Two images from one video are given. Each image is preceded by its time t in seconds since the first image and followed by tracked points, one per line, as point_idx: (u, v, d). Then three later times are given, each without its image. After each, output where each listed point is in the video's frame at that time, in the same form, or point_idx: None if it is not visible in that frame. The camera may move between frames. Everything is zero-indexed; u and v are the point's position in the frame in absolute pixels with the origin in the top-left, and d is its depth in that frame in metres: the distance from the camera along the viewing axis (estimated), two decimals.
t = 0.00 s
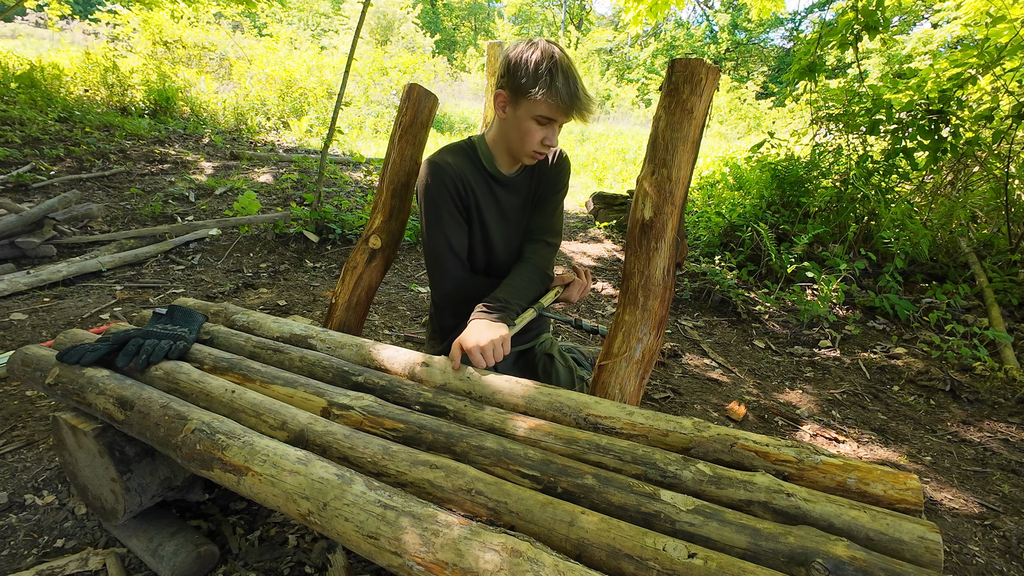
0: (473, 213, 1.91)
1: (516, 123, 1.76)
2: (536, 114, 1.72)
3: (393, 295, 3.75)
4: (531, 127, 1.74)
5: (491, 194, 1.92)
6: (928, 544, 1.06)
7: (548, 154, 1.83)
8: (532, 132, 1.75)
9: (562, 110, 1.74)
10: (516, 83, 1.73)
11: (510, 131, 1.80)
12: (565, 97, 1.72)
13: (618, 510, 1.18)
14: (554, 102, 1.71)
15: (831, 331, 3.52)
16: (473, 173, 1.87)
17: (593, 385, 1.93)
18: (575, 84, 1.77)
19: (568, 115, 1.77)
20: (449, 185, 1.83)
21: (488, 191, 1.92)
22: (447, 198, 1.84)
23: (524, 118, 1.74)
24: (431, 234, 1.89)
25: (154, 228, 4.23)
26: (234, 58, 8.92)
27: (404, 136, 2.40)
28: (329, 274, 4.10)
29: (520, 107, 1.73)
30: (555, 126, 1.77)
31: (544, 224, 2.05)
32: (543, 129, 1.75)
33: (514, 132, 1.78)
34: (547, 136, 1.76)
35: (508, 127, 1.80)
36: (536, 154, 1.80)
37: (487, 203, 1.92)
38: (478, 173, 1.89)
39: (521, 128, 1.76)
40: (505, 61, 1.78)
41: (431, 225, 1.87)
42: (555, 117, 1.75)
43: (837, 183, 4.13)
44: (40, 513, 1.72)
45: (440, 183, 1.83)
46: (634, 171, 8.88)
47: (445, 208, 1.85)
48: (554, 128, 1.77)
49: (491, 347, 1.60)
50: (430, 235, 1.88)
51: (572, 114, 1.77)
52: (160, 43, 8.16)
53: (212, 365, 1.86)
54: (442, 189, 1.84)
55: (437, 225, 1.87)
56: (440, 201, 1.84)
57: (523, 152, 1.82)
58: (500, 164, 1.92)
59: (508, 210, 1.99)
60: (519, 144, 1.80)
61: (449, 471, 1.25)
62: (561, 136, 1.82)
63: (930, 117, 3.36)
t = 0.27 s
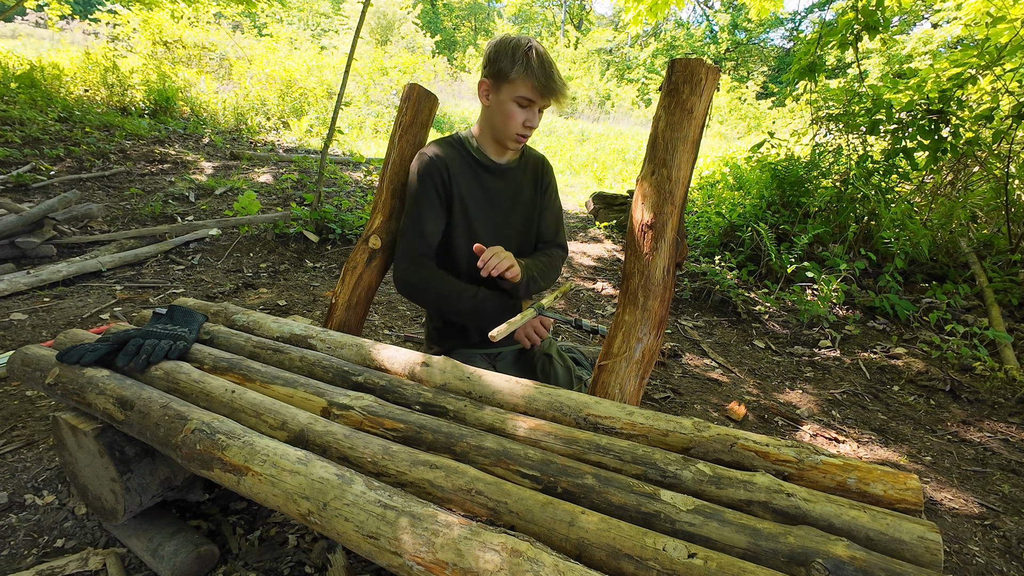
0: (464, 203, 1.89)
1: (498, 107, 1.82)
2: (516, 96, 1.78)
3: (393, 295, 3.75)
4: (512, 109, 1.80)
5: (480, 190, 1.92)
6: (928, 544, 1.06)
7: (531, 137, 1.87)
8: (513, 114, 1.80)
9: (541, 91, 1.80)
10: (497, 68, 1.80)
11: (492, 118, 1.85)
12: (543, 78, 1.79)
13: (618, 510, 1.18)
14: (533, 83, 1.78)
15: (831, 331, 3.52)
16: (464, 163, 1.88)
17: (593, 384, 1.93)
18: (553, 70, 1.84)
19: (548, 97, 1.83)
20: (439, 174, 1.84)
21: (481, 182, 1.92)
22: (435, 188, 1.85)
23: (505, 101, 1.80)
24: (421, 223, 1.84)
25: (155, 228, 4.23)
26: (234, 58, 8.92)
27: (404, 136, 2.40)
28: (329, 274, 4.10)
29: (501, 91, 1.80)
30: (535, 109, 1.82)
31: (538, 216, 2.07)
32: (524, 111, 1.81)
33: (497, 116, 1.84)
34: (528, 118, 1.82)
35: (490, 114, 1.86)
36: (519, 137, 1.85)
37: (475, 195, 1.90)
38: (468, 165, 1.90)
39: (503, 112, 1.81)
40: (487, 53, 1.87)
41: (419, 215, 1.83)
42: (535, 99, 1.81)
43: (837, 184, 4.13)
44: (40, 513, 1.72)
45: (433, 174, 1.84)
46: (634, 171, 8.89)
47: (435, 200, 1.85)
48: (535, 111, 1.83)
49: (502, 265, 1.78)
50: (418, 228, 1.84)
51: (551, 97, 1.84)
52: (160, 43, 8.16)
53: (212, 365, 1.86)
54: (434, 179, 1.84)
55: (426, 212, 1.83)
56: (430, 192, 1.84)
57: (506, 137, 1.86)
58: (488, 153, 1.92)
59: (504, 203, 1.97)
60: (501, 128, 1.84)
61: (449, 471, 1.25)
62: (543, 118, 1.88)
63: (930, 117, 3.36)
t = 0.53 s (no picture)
0: (460, 195, 1.85)
1: (498, 107, 1.84)
2: (516, 95, 1.79)
3: (393, 295, 3.75)
4: (512, 109, 1.81)
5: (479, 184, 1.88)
6: (928, 544, 1.06)
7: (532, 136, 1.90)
8: (513, 114, 1.82)
9: (540, 91, 1.81)
10: (497, 69, 1.82)
11: (492, 118, 1.88)
12: (542, 79, 1.79)
13: (618, 510, 1.18)
14: (532, 83, 1.78)
15: (831, 331, 3.52)
16: (467, 153, 1.86)
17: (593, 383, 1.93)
18: (553, 68, 1.84)
19: (547, 97, 1.83)
20: (442, 159, 1.79)
21: (482, 174, 1.88)
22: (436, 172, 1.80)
23: (505, 101, 1.81)
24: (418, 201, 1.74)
25: (155, 228, 4.23)
26: (234, 58, 8.92)
27: (404, 136, 2.40)
28: (329, 274, 4.10)
29: (501, 91, 1.81)
30: (535, 108, 1.83)
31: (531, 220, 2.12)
32: (524, 110, 1.82)
33: (496, 116, 1.86)
34: (527, 118, 1.84)
35: (491, 113, 1.87)
36: (520, 137, 1.88)
37: (476, 186, 1.87)
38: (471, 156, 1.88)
39: (503, 112, 1.83)
40: (487, 53, 1.88)
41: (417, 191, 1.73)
42: (535, 100, 1.82)
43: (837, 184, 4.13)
44: (39, 513, 1.72)
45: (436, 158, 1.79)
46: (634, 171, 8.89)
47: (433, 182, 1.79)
48: (534, 110, 1.84)
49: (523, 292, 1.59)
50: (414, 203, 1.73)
51: (550, 97, 1.84)
52: (160, 43, 8.16)
53: (212, 365, 1.86)
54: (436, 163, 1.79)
55: (424, 193, 1.76)
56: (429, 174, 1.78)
57: (507, 135, 1.88)
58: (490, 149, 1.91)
59: (502, 200, 1.94)
60: (502, 128, 1.86)
61: (449, 471, 1.25)
62: (542, 118, 1.89)
63: (930, 117, 3.36)
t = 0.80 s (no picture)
0: (472, 197, 1.87)
1: (506, 117, 1.82)
2: (523, 107, 1.76)
3: (393, 295, 3.75)
4: (519, 121, 1.79)
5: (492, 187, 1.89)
6: (928, 544, 1.06)
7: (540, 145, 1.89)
8: (521, 126, 1.80)
9: (548, 102, 1.77)
10: (504, 78, 1.77)
11: (501, 126, 1.86)
12: (551, 90, 1.76)
13: (619, 510, 1.18)
14: (540, 95, 1.75)
15: (831, 330, 3.52)
16: (479, 157, 1.87)
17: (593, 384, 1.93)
18: (562, 77, 1.79)
19: (556, 107, 1.80)
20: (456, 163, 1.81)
21: (495, 176, 1.89)
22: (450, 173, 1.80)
23: (513, 112, 1.79)
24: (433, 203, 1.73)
25: (155, 228, 4.23)
26: (234, 58, 8.91)
27: (404, 136, 2.40)
28: (329, 274, 4.10)
29: (508, 101, 1.78)
30: (543, 118, 1.81)
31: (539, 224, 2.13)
32: (532, 121, 1.80)
33: (505, 124, 1.84)
34: (536, 128, 1.82)
35: (500, 122, 1.85)
36: (528, 145, 1.87)
37: (487, 191, 1.88)
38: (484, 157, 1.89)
39: (511, 122, 1.81)
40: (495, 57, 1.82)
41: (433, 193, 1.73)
42: (543, 110, 1.79)
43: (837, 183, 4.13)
44: (40, 513, 1.72)
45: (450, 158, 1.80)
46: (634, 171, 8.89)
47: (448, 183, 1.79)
48: (543, 120, 1.81)
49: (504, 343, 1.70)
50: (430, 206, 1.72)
51: (559, 106, 1.81)
52: (160, 43, 8.16)
53: (212, 365, 1.86)
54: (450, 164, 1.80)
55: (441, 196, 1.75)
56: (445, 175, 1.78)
57: (515, 144, 1.88)
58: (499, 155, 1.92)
59: (512, 203, 1.95)
60: (510, 137, 1.85)
61: (449, 471, 1.25)
62: (551, 126, 1.87)
63: (930, 117, 3.35)
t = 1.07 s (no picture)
0: (478, 211, 1.87)
1: (516, 137, 1.78)
2: (535, 129, 1.72)
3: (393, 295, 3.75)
4: (530, 142, 1.76)
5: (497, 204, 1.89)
6: (928, 544, 1.06)
7: (551, 165, 1.85)
8: (532, 147, 1.77)
9: (561, 125, 1.73)
10: (517, 96, 1.72)
11: (512, 143, 1.82)
12: (564, 114, 1.71)
13: (619, 510, 1.18)
14: (553, 118, 1.70)
15: (831, 330, 3.52)
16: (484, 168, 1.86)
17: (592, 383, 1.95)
18: (576, 97, 1.74)
19: (569, 130, 1.76)
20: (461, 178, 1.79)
21: (503, 190, 1.89)
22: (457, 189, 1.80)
23: (524, 132, 1.74)
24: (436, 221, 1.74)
25: (155, 228, 4.23)
26: (234, 58, 8.91)
27: (404, 136, 2.40)
28: (329, 274, 4.10)
29: (520, 121, 1.73)
30: (556, 140, 1.77)
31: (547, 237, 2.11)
32: (543, 143, 1.76)
33: (515, 143, 1.80)
34: (547, 150, 1.78)
35: (511, 139, 1.81)
36: (538, 165, 1.84)
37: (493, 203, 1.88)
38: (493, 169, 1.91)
39: (522, 142, 1.78)
40: (509, 71, 1.76)
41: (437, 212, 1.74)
42: (556, 133, 1.75)
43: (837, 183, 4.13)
44: (40, 513, 1.72)
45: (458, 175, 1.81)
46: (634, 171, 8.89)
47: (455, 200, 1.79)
48: (555, 142, 1.77)
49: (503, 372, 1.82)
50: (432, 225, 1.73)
51: (572, 128, 1.76)
52: (160, 43, 8.15)
53: (212, 365, 1.86)
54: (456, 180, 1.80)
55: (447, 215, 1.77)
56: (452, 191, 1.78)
57: (525, 162, 1.84)
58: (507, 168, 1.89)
59: (517, 217, 1.95)
60: (521, 156, 1.82)
61: (449, 471, 1.25)
62: (562, 146, 1.83)
63: (930, 118, 3.35)
